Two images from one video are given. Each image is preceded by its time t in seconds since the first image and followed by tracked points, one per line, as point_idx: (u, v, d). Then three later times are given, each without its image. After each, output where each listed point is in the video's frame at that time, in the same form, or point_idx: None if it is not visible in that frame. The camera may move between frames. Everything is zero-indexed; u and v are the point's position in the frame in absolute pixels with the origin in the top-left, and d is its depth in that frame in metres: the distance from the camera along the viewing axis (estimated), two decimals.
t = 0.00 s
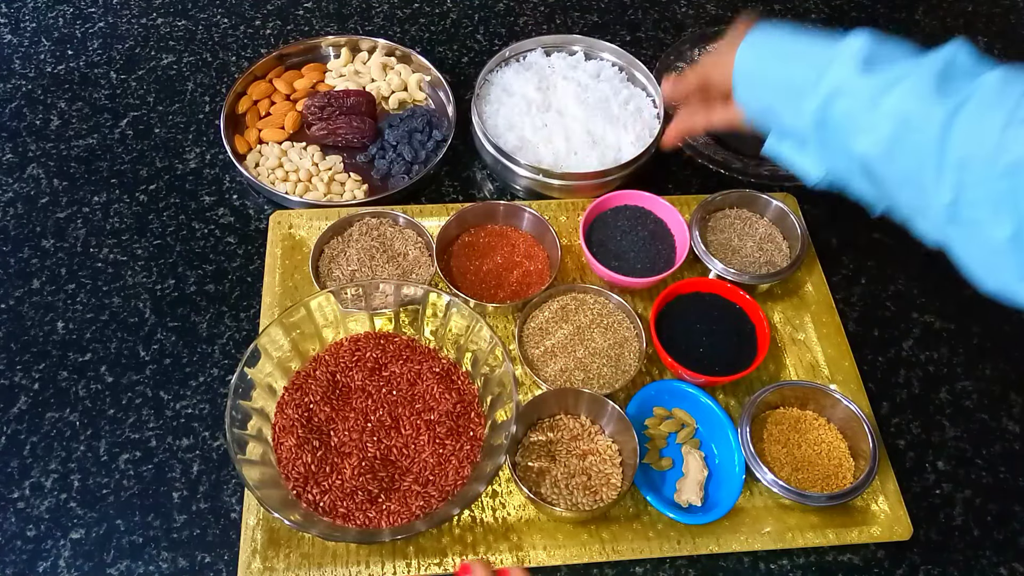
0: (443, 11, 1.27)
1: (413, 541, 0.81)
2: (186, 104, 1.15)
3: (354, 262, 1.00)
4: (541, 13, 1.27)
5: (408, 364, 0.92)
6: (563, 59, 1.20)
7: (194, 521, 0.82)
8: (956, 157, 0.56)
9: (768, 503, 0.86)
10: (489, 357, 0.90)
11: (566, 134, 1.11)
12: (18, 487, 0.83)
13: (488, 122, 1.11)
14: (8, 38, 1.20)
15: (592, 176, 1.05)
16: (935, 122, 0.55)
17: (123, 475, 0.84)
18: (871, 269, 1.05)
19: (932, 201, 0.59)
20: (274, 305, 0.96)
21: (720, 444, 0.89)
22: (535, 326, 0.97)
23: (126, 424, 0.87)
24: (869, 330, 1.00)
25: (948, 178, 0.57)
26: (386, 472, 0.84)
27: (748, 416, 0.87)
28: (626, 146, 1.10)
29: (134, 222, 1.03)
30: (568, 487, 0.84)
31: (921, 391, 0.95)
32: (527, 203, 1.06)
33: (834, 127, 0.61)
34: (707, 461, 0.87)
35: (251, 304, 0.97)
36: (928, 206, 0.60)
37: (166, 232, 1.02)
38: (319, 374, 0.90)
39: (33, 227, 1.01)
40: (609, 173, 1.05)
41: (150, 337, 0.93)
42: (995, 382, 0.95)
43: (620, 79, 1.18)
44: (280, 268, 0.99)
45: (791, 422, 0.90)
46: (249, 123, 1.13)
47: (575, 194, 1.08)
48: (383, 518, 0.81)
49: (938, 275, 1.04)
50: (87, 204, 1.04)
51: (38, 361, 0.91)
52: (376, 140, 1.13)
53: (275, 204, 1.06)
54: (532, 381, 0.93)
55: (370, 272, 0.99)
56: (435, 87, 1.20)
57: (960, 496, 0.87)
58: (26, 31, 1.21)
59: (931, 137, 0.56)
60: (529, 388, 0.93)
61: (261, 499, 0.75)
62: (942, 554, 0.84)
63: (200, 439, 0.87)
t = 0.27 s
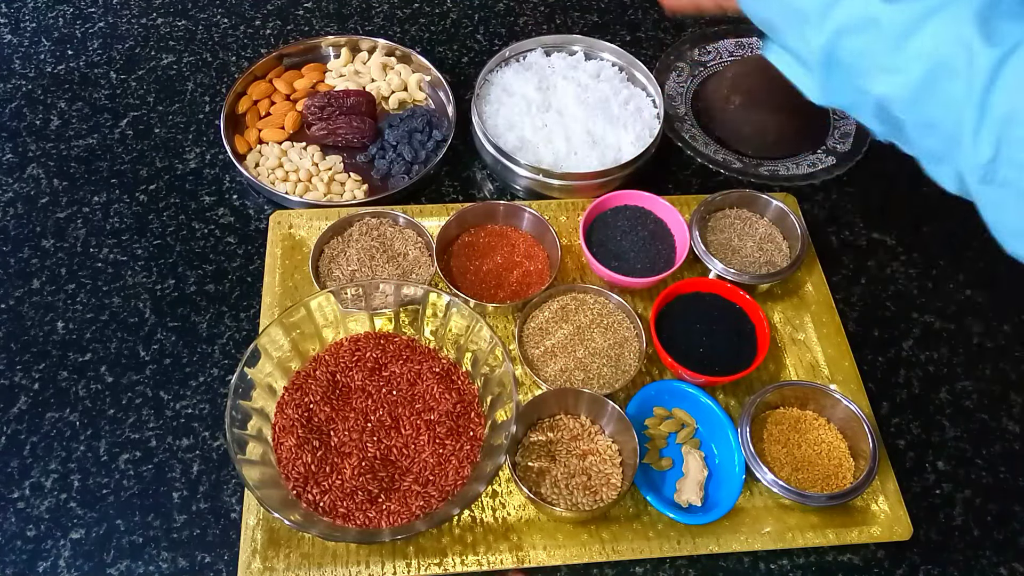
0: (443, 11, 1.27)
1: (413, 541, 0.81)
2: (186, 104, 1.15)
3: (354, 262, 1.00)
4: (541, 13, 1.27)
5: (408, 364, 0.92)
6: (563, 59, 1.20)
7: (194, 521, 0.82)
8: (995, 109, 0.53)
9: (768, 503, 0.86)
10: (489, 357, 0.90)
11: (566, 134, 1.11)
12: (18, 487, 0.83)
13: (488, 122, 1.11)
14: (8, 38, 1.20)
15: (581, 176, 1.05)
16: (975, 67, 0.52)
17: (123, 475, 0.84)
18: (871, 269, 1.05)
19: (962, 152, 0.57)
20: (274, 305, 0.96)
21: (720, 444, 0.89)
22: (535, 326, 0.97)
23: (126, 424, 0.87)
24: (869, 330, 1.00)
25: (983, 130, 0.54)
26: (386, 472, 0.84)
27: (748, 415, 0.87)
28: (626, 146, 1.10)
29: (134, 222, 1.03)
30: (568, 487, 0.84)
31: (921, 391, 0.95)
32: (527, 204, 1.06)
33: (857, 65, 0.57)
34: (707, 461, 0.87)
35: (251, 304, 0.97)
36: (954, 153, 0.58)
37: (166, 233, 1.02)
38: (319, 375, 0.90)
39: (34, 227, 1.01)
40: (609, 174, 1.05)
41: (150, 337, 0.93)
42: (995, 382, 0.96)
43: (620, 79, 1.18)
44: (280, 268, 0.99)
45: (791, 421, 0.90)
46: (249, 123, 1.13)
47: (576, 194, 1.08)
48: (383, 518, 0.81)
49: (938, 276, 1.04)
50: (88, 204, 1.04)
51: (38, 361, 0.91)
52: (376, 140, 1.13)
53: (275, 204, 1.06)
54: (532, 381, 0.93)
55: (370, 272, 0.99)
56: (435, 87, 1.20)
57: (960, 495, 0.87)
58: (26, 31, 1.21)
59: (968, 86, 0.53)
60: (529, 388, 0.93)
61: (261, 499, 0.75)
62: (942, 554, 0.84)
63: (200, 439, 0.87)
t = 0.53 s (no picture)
0: (442, 11, 1.27)
1: (413, 541, 0.81)
2: (186, 104, 1.15)
3: (354, 262, 1.00)
4: (541, 13, 1.27)
5: (408, 364, 0.92)
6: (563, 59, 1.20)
7: (194, 521, 0.82)
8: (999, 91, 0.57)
9: (768, 503, 0.86)
10: (489, 357, 0.90)
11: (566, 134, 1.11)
12: (18, 487, 0.83)
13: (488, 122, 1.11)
14: (8, 38, 1.20)
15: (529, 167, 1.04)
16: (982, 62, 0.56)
17: (123, 475, 0.84)
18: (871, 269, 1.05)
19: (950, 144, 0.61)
20: (274, 305, 0.96)
21: (720, 444, 0.89)
22: (535, 326, 0.97)
23: (125, 424, 0.87)
24: (869, 330, 1.00)
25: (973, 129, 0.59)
26: (386, 472, 0.84)
27: (749, 415, 0.87)
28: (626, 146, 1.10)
29: (134, 222, 1.03)
30: (568, 487, 0.84)
31: (921, 391, 0.95)
32: (527, 203, 1.06)
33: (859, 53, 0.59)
34: (707, 461, 0.87)
35: (251, 304, 0.97)
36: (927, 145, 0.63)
37: (166, 233, 1.02)
38: (319, 375, 0.90)
39: (33, 227, 1.01)
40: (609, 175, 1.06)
41: (150, 337, 0.93)
42: (994, 382, 0.96)
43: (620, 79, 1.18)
44: (280, 268, 0.99)
45: (791, 421, 0.90)
46: (249, 123, 1.13)
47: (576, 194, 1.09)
48: (383, 518, 0.81)
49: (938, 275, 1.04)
50: (88, 204, 1.04)
51: (38, 361, 0.91)
52: (376, 140, 1.13)
53: (275, 204, 1.06)
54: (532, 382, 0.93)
55: (370, 272, 0.99)
56: (435, 87, 1.20)
57: (960, 495, 0.87)
58: (26, 31, 1.21)
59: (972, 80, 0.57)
60: (529, 388, 0.93)
61: (260, 499, 0.75)
62: (942, 554, 0.84)
63: (200, 439, 0.87)
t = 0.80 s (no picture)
0: (442, 11, 1.27)
1: (413, 541, 0.81)
2: (186, 104, 1.15)
3: (354, 262, 1.00)
4: (541, 13, 1.27)
5: (408, 364, 0.92)
6: (562, 59, 1.20)
7: (194, 521, 0.82)
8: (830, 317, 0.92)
9: (769, 503, 0.86)
10: (489, 357, 0.90)
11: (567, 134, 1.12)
12: (18, 487, 0.83)
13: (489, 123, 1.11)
14: (8, 38, 1.20)
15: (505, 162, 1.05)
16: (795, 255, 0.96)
17: (123, 475, 0.84)
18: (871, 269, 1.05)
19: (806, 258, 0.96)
20: (274, 305, 0.96)
21: (720, 444, 0.89)
22: (535, 326, 0.97)
23: (126, 424, 0.87)
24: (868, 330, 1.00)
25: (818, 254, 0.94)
26: (386, 472, 0.84)
27: (749, 415, 0.87)
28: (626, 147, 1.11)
29: (134, 222, 1.03)
30: (568, 487, 0.84)
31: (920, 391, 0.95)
32: (526, 203, 1.06)
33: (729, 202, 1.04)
34: (707, 461, 0.87)
35: (251, 304, 0.97)
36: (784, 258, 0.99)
37: (166, 233, 1.02)
38: (319, 374, 0.90)
39: (34, 227, 1.01)
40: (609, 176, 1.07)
41: (150, 337, 0.93)
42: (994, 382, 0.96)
43: (620, 79, 1.18)
44: (280, 268, 0.99)
45: (792, 421, 0.90)
46: (249, 123, 1.13)
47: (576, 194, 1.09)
48: (383, 518, 0.81)
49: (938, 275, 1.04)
50: (88, 204, 1.04)
51: (38, 361, 0.91)
52: (376, 140, 1.13)
53: (275, 204, 1.06)
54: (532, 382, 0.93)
55: (370, 272, 0.99)
56: (435, 87, 1.20)
57: (960, 495, 0.88)
58: (26, 31, 1.21)
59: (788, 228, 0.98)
60: (529, 388, 0.93)
61: (260, 499, 0.75)
62: (942, 554, 0.84)
63: (200, 439, 0.87)
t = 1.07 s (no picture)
0: (442, 11, 1.27)
1: (413, 541, 0.81)
2: (186, 104, 1.15)
3: (354, 262, 1.00)
4: (541, 13, 1.27)
5: (408, 364, 0.92)
6: (562, 59, 1.20)
7: (194, 521, 0.82)
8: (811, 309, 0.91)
9: (769, 503, 0.86)
10: (489, 357, 0.90)
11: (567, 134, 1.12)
12: (18, 487, 0.83)
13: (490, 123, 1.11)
14: (8, 38, 1.20)
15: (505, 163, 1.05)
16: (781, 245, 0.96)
17: (123, 475, 0.84)
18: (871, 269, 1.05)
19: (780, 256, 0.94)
20: (274, 305, 0.96)
21: (720, 444, 0.89)
22: (535, 326, 0.97)
23: (126, 424, 0.87)
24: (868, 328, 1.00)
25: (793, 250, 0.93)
26: (386, 472, 0.85)
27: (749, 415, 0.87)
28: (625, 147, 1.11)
29: (133, 222, 1.03)
30: (568, 487, 0.84)
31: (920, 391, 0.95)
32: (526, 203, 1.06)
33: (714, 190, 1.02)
34: (707, 461, 0.87)
35: (251, 304, 0.97)
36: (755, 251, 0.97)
37: (166, 233, 1.02)
38: (319, 374, 0.90)
39: (34, 227, 1.01)
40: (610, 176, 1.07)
41: (150, 337, 0.93)
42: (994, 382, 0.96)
43: (620, 79, 1.18)
44: (280, 268, 0.99)
45: (792, 421, 0.90)
46: (249, 123, 1.13)
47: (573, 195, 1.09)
48: (383, 518, 0.81)
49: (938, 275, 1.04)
50: (87, 204, 1.04)
51: (38, 361, 0.91)
52: (376, 140, 1.13)
53: (275, 204, 1.06)
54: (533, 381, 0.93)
55: (370, 272, 0.99)
56: (435, 87, 1.19)
57: (960, 495, 0.88)
58: (26, 31, 1.21)
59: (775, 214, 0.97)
60: (529, 388, 0.94)
61: (260, 499, 0.75)
62: (942, 554, 0.84)
63: (200, 439, 0.87)
